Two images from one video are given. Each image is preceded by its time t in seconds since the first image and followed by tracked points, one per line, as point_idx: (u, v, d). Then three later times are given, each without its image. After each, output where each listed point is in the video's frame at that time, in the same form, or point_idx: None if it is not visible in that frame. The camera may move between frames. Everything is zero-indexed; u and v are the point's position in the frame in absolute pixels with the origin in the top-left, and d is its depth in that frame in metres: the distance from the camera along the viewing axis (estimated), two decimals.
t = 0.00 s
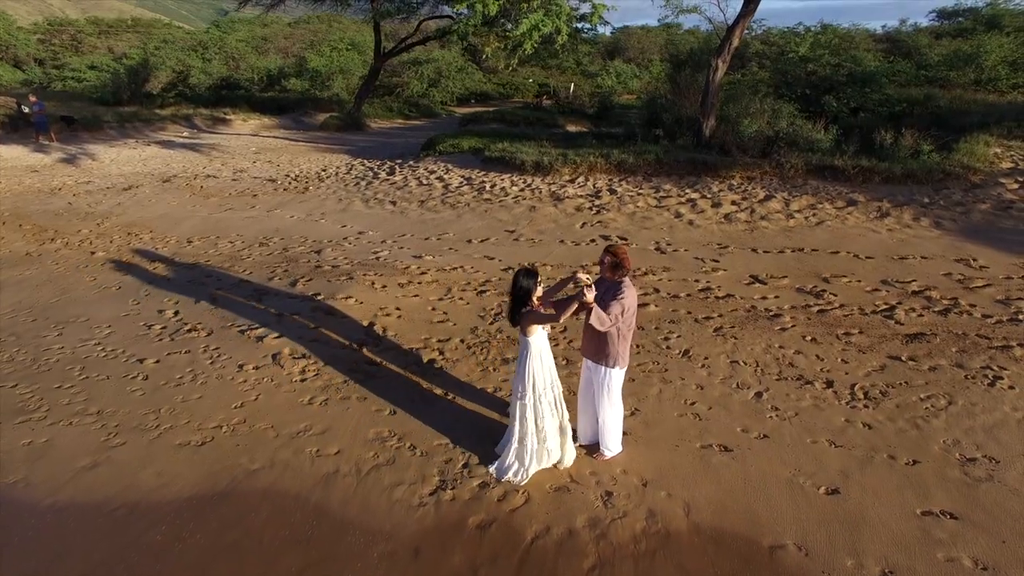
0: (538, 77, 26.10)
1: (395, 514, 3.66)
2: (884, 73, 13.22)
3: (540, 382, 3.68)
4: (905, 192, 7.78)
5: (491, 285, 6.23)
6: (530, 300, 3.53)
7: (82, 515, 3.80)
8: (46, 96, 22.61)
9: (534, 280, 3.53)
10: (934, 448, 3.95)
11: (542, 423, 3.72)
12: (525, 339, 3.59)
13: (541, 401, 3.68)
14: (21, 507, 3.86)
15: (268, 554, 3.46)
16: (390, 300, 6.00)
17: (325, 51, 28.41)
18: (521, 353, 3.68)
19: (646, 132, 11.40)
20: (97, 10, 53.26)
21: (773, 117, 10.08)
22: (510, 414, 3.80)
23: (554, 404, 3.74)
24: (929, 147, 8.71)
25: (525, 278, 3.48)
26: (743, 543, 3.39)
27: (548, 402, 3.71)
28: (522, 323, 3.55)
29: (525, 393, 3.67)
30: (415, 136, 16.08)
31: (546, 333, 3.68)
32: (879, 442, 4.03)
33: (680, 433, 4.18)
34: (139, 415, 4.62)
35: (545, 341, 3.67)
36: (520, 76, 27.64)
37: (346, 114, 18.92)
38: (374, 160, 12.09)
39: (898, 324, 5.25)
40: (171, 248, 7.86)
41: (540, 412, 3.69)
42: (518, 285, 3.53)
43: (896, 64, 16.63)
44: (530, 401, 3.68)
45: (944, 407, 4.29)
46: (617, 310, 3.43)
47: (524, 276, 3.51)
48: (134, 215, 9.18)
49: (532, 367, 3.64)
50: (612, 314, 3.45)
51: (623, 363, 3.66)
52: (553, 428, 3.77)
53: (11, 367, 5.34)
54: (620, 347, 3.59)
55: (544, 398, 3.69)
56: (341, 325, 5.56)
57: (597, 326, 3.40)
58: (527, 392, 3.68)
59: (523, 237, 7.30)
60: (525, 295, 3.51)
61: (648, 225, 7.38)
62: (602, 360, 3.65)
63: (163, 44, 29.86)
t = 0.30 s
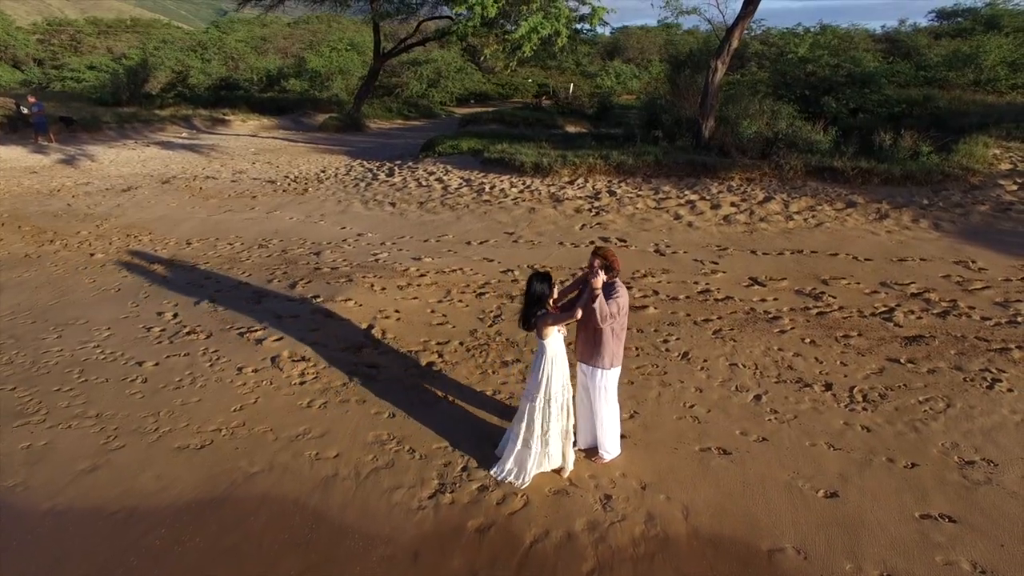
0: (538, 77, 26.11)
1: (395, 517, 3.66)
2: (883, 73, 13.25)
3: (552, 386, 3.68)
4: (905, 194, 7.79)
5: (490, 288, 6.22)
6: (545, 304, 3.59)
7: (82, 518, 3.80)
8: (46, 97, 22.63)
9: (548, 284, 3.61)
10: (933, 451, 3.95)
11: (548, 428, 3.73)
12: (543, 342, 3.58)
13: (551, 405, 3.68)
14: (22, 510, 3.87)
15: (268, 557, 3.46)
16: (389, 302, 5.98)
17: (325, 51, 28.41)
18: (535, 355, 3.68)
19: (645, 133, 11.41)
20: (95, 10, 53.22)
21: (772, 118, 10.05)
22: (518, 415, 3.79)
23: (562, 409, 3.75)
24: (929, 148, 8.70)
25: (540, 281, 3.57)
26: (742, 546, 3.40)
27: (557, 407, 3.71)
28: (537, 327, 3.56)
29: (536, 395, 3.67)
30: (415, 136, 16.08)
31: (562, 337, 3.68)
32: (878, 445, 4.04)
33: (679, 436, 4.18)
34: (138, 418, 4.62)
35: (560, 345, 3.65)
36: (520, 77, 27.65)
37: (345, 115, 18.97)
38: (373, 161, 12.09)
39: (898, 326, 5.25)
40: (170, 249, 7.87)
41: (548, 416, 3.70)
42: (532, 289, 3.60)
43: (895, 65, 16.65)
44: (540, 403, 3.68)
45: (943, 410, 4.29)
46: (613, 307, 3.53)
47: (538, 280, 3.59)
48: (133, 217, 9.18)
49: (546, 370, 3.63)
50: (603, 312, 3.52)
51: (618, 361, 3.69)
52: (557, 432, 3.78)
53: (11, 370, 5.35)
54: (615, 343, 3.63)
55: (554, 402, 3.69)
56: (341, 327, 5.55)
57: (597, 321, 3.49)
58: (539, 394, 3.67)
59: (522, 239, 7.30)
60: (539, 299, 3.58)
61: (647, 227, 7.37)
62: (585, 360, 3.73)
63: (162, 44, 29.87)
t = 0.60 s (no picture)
0: (537, 78, 26.19)
1: (392, 512, 3.72)
2: (879, 74, 13.34)
3: (560, 382, 3.71)
4: (898, 194, 7.85)
5: (487, 287, 6.28)
6: (552, 302, 3.60)
7: (83, 514, 3.85)
8: (45, 97, 22.69)
9: (552, 282, 3.62)
10: (922, 447, 4.02)
11: (553, 423, 3.77)
12: (551, 338, 3.59)
13: (557, 401, 3.71)
14: (23, 506, 3.92)
15: (267, 551, 3.52)
16: (387, 301, 6.02)
17: (324, 51, 28.46)
18: (543, 351, 3.70)
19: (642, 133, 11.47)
20: (94, 10, 53.23)
21: (769, 119, 10.09)
22: (524, 410, 3.82)
23: (567, 406, 3.78)
24: (923, 149, 8.75)
25: (546, 281, 3.56)
26: (733, 540, 3.47)
27: (563, 403, 3.74)
28: (547, 324, 3.58)
29: (543, 391, 3.70)
30: (413, 137, 16.14)
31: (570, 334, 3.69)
32: (869, 441, 4.10)
33: (672, 433, 4.24)
34: (139, 416, 4.67)
35: (568, 341, 3.67)
36: (518, 77, 27.73)
37: (344, 115, 19.05)
38: (371, 161, 12.15)
39: (890, 325, 5.32)
40: (170, 249, 7.92)
41: (554, 412, 3.73)
42: (538, 288, 3.59)
43: (892, 66, 16.75)
44: (546, 399, 3.71)
45: (933, 407, 4.36)
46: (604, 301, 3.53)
47: (544, 279, 3.58)
48: (133, 217, 9.23)
49: (553, 366, 3.66)
50: (598, 307, 3.55)
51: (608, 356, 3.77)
52: (562, 428, 3.82)
53: (13, 368, 5.41)
54: (605, 338, 3.72)
55: (561, 399, 3.72)
56: (338, 326, 5.61)
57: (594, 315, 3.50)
58: (546, 390, 3.70)
59: (518, 239, 7.36)
60: (547, 297, 3.58)
61: (643, 227, 7.41)
62: (576, 357, 3.70)
63: (160, 44, 29.93)
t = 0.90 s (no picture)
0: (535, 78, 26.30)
1: (389, 495, 3.87)
2: (872, 75, 13.52)
3: (550, 364, 3.86)
4: (887, 192, 8.00)
5: (483, 282, 6.43)
6: (543, 290, 3.78)
7: (92, 498, 4.00)
8: (46, 97, 22.82)
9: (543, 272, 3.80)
10: (901, 432, 4.18)
11: (549, 404, 3.91)
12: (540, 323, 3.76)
13: (550, 381, 3.87)
14: (35, 491, 4.07)
15: (270, 531, 3.67)
16: (385, 295, 6.17)
17: (323, 51, 28.61)
18: (533, 335, 3.86)
19: (638, 132, 11.62)
20: (93, 9, 53.28)
21: (762, 118, 10.23)
22: (521, 394, 3.98)
23: (560, 387, 3.93)
24: (912, 148, 8.89)
25: (538, 269, 3.75)
26: (717, 519, 3.63)
27: (555, 384, 3.89)
28: (537, 309, 3.76)
29: (536, 374, 3.86)
30: (412, 137, 16.30)
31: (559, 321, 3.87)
32: (849, 427, 4.26)
33: (660, 420, 4.39)
34: (145, 404, 4.82)
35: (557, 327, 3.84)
36: (516, 77, 27.90)
37: (343, 115, 19.18)
38: (370, 160, 12.29)
39: (874, 317, 5.47)
40: (171, 246, 8.06)
41: (550, 392, 3.88)
42: (530, 277, 3.77)
43: (886, 66, 16.92)
44: (540, 381, 3.86)
45: (912, 394, 4.52)
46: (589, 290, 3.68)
47: (536, 268, 3.76)
48: (135, 215, 9.36)
49: (542, 349, 3.81)
50: (586, 297, 3.72)
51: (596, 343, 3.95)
52: (559, 410, 3.96)
53: (21, 362, 5.55)
54: (595, 327, 3.91)
55: (555, 379, 3.87)
56: (337, 319, 5.75)
57: (582, 304, 3.66)
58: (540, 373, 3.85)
59: (514, 235, 7.51)
60: (539, 285, 3.76)
61: (637, 224, 7.56)
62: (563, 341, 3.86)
63: (159, 44, 30.06)
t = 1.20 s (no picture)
0: (534, 77, 26.56)
1: (392, 466, 4.15)
2: (864, 74, 13.81)
3: (542, 344, 4.13)
4: (872, 187, 8.26)
5: (480, 273, 6.70)
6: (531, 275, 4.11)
7: (112, 471, 4.28)
8: (50, 97, 23.09)
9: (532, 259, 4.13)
10: (872, 410, 4.46)
11: (541, 380, 4.19)
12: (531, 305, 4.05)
13: (542, 360, 4.14)
14: (59, 465, 4.35)
15: (279, 500, 3.95)
16: (387, 285, 6.43)
17: (324, 51, 28.91)
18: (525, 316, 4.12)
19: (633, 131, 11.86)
20: (92, 10, 53.54)
21: (753, 117, 10.50)
22: (516, 371, 4.26)
23: (552, 365, 4.20)
24: (898, 145, 9.15)
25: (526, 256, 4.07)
26: (697, 487, 3.91)
27: (547, 362, 4.17)
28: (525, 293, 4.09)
29: (528, 353, 4.13)
30: (413, 135, 16.54)
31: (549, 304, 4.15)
32: (825, 405, 4.54)
33: (647, 398, 4.66)
34: (160, 386, 5.11)
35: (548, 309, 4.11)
36: (516, 77, 28.20)
37: (344, 115, 19.39)
38: (371, 158, 12.56)
39: (853, 304, 5.74)
40: (180, 240, 8.32)
41: (542, 370, 4.16)
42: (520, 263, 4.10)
43: (880, 66, 17.21)
44: (533, 359, 4.13)
45: (885, 375, 4.79)
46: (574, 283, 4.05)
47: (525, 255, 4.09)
48: (143, 210, 9.63)
49: (534, 329, 4.08)
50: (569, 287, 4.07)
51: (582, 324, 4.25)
52: (550, 386, 4.24)
53: (41, 349, 5.83)
54: (581, 311, 4.23)
55: (546, 357, 4.15)
56: (341, 308, 6.02)
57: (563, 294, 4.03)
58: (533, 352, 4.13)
59: (511, 229, 7.78)
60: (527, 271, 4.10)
61: (629, 218, 7.82)
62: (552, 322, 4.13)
63: (162, 44, 30.35)
